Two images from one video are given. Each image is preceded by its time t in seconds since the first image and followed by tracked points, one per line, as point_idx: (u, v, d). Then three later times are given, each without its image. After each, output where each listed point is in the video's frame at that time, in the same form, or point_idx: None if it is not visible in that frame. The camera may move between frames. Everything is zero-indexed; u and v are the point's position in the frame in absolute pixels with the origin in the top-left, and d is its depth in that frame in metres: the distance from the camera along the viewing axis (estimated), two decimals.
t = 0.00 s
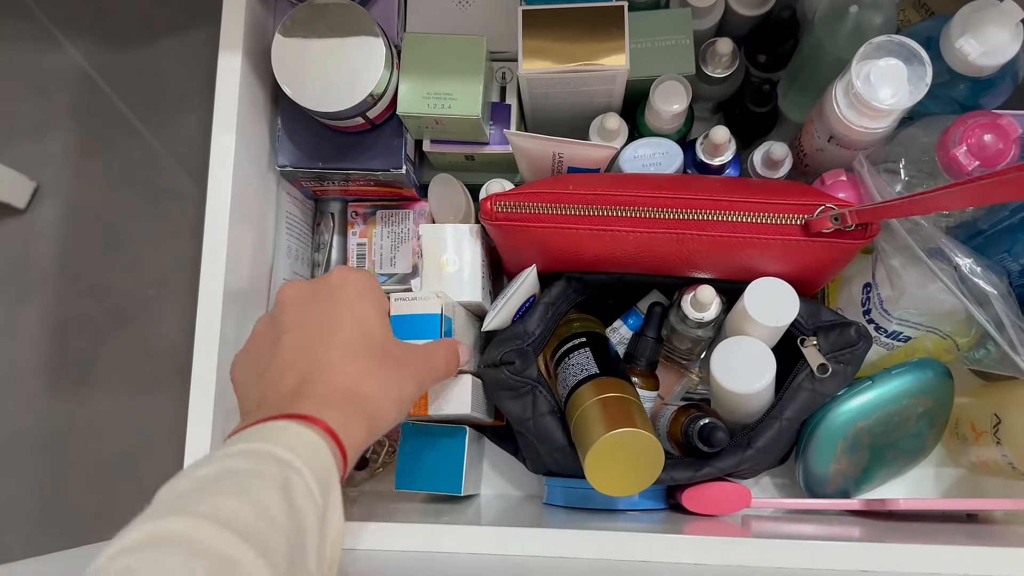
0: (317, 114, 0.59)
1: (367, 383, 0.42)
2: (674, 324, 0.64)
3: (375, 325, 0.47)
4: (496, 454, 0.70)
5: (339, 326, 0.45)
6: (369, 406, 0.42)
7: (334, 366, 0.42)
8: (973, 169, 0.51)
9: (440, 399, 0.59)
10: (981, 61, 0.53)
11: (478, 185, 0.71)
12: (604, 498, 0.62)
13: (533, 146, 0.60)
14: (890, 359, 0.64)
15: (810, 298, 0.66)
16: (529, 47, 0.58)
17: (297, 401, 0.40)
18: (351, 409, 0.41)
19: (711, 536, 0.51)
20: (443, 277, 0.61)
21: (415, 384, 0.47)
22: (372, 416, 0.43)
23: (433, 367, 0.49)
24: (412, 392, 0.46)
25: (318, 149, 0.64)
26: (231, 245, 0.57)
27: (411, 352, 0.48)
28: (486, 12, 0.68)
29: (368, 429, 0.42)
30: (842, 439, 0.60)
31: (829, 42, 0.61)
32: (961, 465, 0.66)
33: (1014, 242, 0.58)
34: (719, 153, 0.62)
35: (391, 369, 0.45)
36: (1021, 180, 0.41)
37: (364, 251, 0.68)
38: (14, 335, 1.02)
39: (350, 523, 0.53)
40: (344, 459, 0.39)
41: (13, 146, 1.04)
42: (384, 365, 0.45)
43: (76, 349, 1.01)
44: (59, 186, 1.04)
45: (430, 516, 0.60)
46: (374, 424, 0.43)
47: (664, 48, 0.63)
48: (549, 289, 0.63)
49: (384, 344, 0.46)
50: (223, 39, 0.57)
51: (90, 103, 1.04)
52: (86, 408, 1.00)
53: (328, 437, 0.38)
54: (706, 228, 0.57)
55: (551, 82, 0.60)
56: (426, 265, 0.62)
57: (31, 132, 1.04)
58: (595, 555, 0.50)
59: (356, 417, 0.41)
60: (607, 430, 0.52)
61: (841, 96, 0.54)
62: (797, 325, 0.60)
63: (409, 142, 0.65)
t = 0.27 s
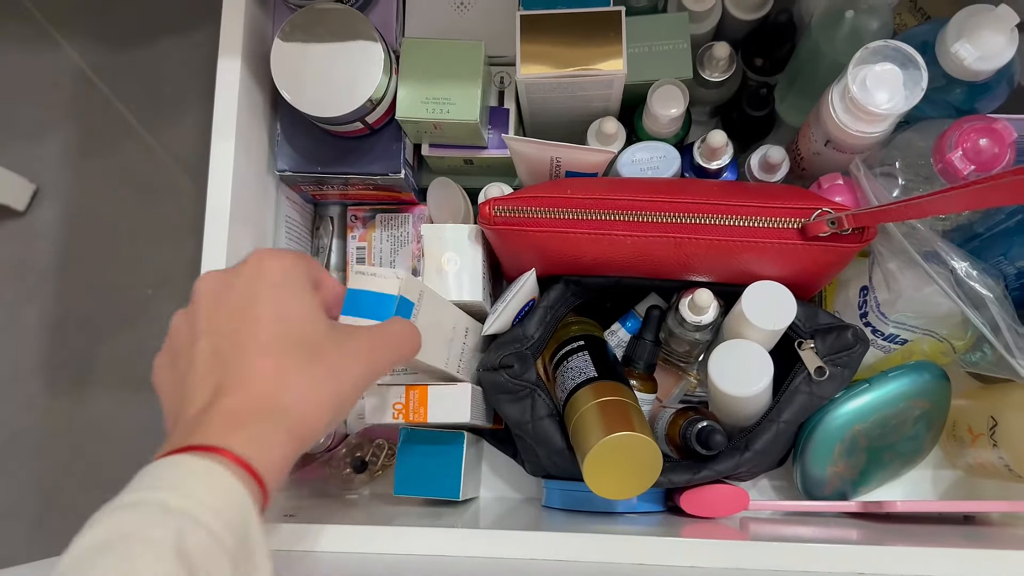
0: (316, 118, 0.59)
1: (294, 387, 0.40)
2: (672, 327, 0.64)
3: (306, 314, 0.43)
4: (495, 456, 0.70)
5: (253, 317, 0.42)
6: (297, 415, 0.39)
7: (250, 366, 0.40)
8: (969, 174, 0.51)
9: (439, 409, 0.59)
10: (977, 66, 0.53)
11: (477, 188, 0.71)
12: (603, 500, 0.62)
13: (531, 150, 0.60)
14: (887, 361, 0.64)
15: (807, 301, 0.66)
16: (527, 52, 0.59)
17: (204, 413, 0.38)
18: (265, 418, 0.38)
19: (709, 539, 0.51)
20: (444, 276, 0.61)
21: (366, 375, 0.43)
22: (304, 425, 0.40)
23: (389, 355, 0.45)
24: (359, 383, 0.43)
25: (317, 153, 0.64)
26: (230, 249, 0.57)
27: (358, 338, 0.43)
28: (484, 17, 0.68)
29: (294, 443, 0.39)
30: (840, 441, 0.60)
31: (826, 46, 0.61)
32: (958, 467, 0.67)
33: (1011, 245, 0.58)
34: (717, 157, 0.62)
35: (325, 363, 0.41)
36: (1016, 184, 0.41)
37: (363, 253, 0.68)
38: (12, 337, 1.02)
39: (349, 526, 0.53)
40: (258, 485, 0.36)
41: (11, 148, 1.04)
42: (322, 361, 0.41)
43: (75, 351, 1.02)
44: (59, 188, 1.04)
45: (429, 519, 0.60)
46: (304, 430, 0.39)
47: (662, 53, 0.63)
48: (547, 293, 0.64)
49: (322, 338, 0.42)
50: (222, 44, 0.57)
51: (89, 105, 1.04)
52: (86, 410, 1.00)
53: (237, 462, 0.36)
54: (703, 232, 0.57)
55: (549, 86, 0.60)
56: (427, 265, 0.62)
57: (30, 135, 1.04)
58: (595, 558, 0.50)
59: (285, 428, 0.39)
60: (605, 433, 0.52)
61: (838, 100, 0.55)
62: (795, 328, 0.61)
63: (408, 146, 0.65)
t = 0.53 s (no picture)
0: (321, 125, 0.61)
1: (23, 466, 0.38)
2: (673, 329, 0.65)
3: (94, 358, 0.39)
4: (497, 458, 0.71)
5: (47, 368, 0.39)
6: (87, 495, 0.38)
7: (42, 437, 0.38)
8: (963, 177, 0.52)
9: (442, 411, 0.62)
10: (971, 71, 0.53)
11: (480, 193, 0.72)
12: (605, 500, 0.63)
13: (533, 156, 0.61)
14: (885, 362, 0.65)
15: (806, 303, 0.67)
16: (529, 58, 0.60)
17: None
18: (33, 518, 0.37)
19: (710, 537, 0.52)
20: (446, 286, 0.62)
21: (200, 399, 0.40)
22: (129, 478, 0.39)
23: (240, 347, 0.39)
24: (192, 408, 0.40)
25: (322, 159, 0.65)
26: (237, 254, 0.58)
27: (168, 355, 0.39)
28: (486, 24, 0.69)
29: (97, 518, 0.39)
30: (839, 441, 0.60)
31: (823, 52, 0.62)
32: (956, 466, 0.67)
33: (1007, 247, 0.58)
34: (716, 161, 0.63)
35: (106, 406, 0.38)
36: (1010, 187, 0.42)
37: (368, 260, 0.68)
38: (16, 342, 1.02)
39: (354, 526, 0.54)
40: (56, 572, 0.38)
41: (14, 154, 1.04)
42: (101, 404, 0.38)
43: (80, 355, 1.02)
44: (64, 195, 1.05)
45: (433, 519, 0.61)
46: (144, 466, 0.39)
47: (661, 59, 0.64)
48: (549, 296, 0.64)
49: (134, 368, 0.39)
50: (228, 52, 0.58)
51: (93, 112, 1.05)
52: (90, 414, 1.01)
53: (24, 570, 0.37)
54: (702, 236, 0.58)
55: (550, 92, 0.61)
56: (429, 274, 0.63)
57: (34, 141, 1.04)
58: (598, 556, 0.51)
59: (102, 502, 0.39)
60: (607, 434, 0.53)
61: (834, 105, 0.56)
62: (794, 330, 0.61)
63: (411, 152, 0.66)
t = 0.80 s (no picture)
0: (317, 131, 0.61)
1: (75, 405, 0.37)
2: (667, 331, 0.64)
3: (127, 299, 0.39)
4: (494, 461, 0.71)
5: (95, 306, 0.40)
6: (116, 436, 0.36)
7: (71, 391, 0.38)
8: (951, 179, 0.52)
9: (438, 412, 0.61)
10: (958, 74, 0.54)
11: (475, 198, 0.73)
12: (600, 503, 0.62)
13: (526, 161, 0.62)
14: (878, 364, 0.65)
15: (799, 305, 0.67)
16: (521, 64, 0.60)
17: (44, 456, 0.36)
18: (74, 481, 0.35)
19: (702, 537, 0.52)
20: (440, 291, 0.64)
21: (225, 315, 0.38)
22: (165, 412, 0.37)
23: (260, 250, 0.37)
24: (216, 326, 0.38)
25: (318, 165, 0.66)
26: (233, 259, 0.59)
27: (185, 274, 0.37)
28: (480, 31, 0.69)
29: (137, 463, 0.37)
30: (831, 442, 0.61)
31: (813, 56, 0.63)
32: (950, 468, 0.67)
33: (996, 249, 0.58)
34: (708, 165, 0.64)
35: (140, 334, 0.37)
36: (995, 190, 0.43)
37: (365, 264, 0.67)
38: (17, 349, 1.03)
39: (350, 528, 0.55)
40: (81, 522, 0.35)
41: (17, 164, 1.05)
42: (133, 335, 0.37)
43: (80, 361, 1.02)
44: (65, 203, 1.06)
45: (429, 522, 0.61)
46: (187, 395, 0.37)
47: (653, 64, 0.65)
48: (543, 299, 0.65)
49: (161, 292, 0.38)
50: (225, 60, 0.59)
51: (94, 121, 1.06)
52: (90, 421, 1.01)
53: (49, 518, 0.34)
54: (696, 239, 0.59)
55: (543, 99, 0.62)
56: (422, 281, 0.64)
57: (35, 149, 1.05)
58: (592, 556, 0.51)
59: (136, 444, 0.36)
60: (601, 434, 0.53)
61: (824, 109, 0.56)
62: (786, 332, 0.62)
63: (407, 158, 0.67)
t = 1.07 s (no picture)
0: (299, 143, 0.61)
1: (156, 316, 0.41)
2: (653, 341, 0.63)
3: (208, 210, 0.44)
4: (478, 474, 0.70)
5: (176, 213, 0.45)
6: (179, 361, 0.40)
7: (153, 283, 0.43)
8: (932, 187, 0.53)
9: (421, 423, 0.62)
10: (938, 83, 0.55)
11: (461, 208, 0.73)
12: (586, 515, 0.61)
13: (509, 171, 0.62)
14: (865, 372, 0.64)
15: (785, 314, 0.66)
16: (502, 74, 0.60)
17: (107, 365, 0.40)
18: (138, 402, 0.39)
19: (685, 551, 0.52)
20: (423, 304, 0.64)
21: (297, 251, 0.43)
22: (226, 333, 0.42)
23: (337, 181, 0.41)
24: (286, 258, 0.42)
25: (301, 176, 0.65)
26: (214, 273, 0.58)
27: (265, 201, 0.41)
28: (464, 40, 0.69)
29: (191, 388, 0.41)
30: (818, 452, 0.60)
31: (796, 64, 0.62)
32: (940, 476, 0.66)
33: (982, 256, 0.57)
34: (691, 173, 0.64)
35: (208, 253, 0.42)
36: (971, 200, 0.42)
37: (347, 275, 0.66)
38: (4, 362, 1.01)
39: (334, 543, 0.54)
40: (136, 449, 0.38)
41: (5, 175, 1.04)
42: (208, 253, 0.42)
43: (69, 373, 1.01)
44: (54, 213, 1.05)
45: (414, 536, 0.61)
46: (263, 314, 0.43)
47: (636, 73, 0.64)
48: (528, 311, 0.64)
49: (239, 213, 0.42)
50: (205, 72, 0.59)
51: (83, 132, 1.06)
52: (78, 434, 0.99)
53: (104, 443, 0.38)
54: (679, 248, 0.58)
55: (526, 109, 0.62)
56: (406, 292, 0.64)
57: (25, 159, 1.04)
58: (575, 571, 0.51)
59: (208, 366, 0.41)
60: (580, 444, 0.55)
61: (805, 118, 0.56)
62: (772, 341, 0.63)
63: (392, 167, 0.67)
